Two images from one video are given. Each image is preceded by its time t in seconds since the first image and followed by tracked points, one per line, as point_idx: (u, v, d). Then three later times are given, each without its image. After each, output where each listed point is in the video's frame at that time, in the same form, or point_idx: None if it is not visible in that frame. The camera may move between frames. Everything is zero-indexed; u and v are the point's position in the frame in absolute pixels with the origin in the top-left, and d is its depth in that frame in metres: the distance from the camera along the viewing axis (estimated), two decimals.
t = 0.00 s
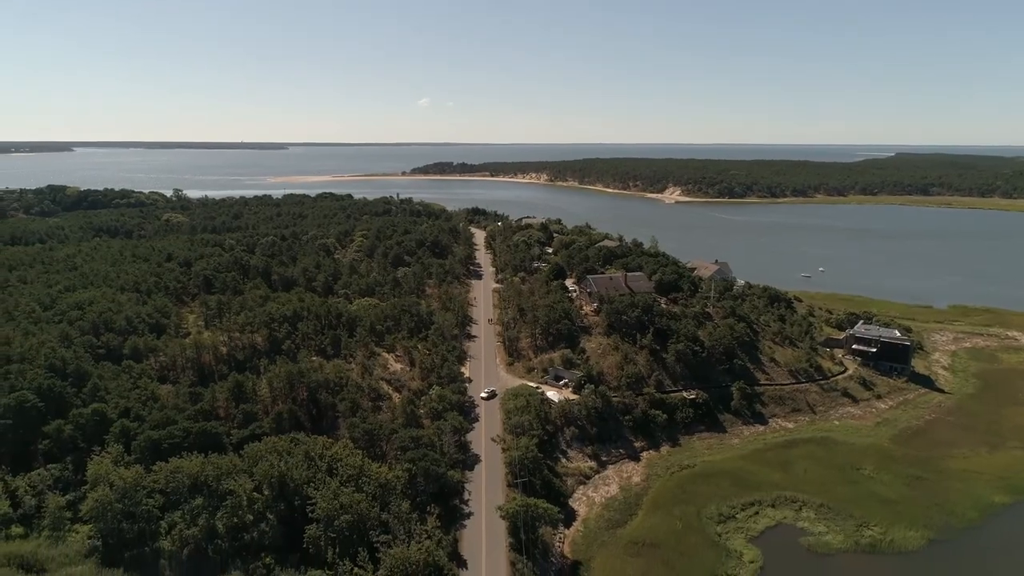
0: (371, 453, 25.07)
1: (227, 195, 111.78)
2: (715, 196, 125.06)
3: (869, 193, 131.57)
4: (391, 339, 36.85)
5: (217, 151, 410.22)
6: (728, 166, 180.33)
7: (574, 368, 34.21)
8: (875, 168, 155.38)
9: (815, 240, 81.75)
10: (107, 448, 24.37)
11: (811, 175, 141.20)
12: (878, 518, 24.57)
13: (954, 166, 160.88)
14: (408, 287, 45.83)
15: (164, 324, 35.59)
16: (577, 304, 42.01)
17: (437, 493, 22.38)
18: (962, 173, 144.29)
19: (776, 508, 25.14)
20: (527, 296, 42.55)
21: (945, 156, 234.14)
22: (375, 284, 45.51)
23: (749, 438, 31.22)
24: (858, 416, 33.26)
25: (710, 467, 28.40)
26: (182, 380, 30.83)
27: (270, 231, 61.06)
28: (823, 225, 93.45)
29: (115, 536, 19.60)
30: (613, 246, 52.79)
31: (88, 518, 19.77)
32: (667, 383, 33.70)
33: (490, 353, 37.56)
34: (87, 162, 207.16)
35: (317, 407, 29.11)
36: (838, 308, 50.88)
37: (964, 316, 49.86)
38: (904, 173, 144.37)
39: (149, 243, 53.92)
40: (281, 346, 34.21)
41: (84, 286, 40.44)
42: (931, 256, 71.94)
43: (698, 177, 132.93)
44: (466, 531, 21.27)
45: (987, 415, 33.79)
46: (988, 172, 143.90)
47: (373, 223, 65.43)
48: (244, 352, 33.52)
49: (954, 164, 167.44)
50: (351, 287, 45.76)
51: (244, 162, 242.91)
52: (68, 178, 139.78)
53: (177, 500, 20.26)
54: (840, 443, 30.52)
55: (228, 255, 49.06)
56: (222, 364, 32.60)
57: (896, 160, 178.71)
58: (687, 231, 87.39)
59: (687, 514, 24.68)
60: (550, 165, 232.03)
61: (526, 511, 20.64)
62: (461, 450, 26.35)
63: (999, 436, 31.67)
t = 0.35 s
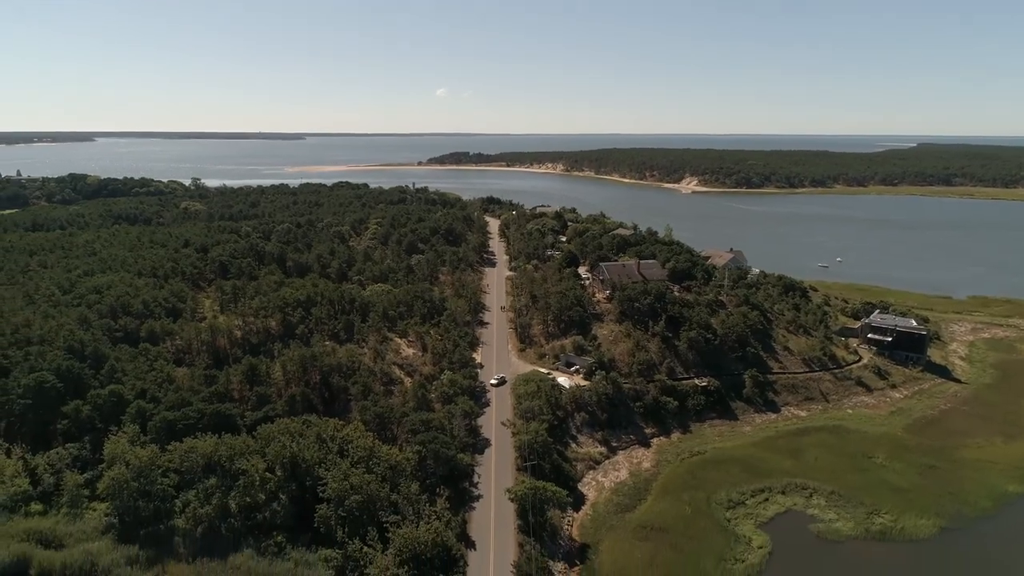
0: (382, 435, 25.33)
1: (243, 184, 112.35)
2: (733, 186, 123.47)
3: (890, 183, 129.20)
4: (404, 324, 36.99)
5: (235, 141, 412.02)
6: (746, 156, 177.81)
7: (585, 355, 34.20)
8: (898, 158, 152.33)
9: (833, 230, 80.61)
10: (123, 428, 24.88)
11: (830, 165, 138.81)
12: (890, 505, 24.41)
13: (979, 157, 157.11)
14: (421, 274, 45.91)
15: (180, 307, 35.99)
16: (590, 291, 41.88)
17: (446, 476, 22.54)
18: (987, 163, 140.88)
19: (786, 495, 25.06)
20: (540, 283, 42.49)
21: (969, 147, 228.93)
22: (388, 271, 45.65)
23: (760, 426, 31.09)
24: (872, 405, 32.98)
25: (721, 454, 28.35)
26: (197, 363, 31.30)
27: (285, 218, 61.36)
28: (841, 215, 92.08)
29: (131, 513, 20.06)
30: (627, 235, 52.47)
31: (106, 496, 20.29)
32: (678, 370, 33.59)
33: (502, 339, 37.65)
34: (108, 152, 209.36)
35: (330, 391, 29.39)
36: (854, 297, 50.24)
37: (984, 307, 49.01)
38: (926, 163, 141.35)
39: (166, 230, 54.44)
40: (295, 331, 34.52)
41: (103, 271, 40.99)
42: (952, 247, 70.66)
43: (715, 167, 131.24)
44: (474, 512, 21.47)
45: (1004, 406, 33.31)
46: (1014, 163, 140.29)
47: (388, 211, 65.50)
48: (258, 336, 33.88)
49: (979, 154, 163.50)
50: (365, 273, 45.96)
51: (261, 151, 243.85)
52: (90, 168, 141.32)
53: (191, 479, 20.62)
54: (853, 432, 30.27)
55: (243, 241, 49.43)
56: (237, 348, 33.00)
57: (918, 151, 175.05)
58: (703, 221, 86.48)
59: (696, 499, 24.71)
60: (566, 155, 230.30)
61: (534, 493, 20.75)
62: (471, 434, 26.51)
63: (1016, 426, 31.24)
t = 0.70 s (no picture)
0: (391, 419, 25.54)
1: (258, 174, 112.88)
2: (748, 177, 121.91)
3: (909, 174, 126.99)
4: (414, 311, 37.07)
5: (248, 131, 413.34)
6: (762, 147, 175.45)
7: (595, 342, 34.16)
8: (917, 149, 149.53)
9: (848, 221, 79.58)
10: (137, 410, 25.31)
11: (848, 156, 136.58)
12: (899, 494, 24.27)
13: (1002, 148, 153.62)
14: (432, 262, 45.92)
15: (194, 292, 36.22)
16: (601, 280, 41.74)
17: (455, 460, 22.64)
18: (1010, 154, 137.75)
19: (795, 483, 25.01)
20: (551, 271, 42.39)
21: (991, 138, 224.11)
22: (400, 258, 45.70)
23: (770, 414, 30.95)
24: (884, 395, 32.72)
25: (730, 441, 28.31)
26: (210, 347, 31.64)
27: (298, 207, 61.56)
28: (857, 206, 90.79)
29: (145, 493, 20.46)
30: (639, 223, 52.15)
31: (121, 476, 20.65)
32: (688, 358, 33.48)
33: (512, 327, 37.69)
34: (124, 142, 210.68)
35: (340, 376, 29.59)
36: (868, 287, 49.65)
37: (1001, 298, 48.21)
38: (947, 154, 138.60)
39: (180, 217, 54.88)
40: (306, 316, 34.73)
41: (118, 257, 41.42)
42: (970, 238, 69.46)
43: (730, 157, 129.71)
44: (482, 495, 21.61)
45: (1020, 396, 32.87)
46: None
47: (400, 200, 65.46)
48: (271, 321, 34.14)
49: (1001, 146, 159.94)
50: (377, 260, 46.07)
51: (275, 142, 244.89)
52: (107, 158, 142.41)
53: (203, 460, 20.97)
54: (864, 421, 30.02)
55: (257, 228, 49.67)
56: (249, 333, 33.29)
57: (939, 141, 171.72)
58: (716, 211, 85.70)
59: (704, 486, 24.72)
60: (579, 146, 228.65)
61: (541, 478, 20.84)
62: (480, 419, 26.62)
63: None
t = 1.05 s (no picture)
0: (401, 402, 25.73)
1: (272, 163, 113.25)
2: (765, 167, 120.25)
3: (929, 164, 124.60)
4: (425, 297, 37.13)
5: (263, 119, 414.54)
6: (780, 137, 172.84)
7: (606, 329, 34.10)
8: (939, 139, 146.34)
9: (865, 211, 78.44)
10: (152, 391, 25.72)
11: (867, 145, 134.16)
12: (910, 481, 24.11)
13: None
14: (445, 249, 45.87)
15: (209, 277, 36.49)
16: (612, 267, 41.54)
17: (463, 443, 22.77)
18: None
19: (805, 470, 24.92)
20: (563, 258, 42.24)
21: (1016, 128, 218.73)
22: (412, 245, 45.69)
23: (780, 401, 30.82)
24: (896, 383, 32.44)
25: (739, 427, 28.22)
26: (223, 330, 31.94)
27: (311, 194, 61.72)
28: (875, 196, 89.39)
29: (158, 472, 20.80)
30: (652, 211, 51.73)
31: (135, 456, 21.00)
32: (699, 345, 33.35)
33: (523, 313, 37.70)
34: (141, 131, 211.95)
35: (352, 360, 29.77)
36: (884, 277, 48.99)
37: (1021, 288, 47.37)
38: (969, 144, 135.60)
39: (195, 204, 55.29)
40: (318, 301, 34.88)
41: (135, 242, 41.83)
42: (991, 229, 68.19)
43: (746, 147, 128.00)
44: (490, 478, 21.75)
45: None
46: None
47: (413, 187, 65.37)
48: (283, 306, 34.35)
49: None
50: (389, 247, 46.12)
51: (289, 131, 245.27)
52: (125, 147, 143.39)
53: (216, 441, 21.28)
54: (876, 409, 29.75)
55: (271, 215, 49.89)
56: (262, 317, 33.55)
57: (962, 131, 168.02)
58: (731, 200, 84.82)
59: (712, 471, 24.71)
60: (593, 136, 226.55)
61: (548, 461, 20.94)
62: (489, 403, 26.73)
63: None
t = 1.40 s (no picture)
0: (410, 386, 25.89)
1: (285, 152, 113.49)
2: (780, 157, 118.67)
3: (948, 155, 122.32)
4: (435, 283, 37.11)
5: (274, 107, 414.65)
6: (796, 126, 170.18)
7: (615, 316, 33.99)
8: (960, 129, 143.38)
9: (881, 201, 77.36)
10: (164, 373, 26.04)
11: (885, 135, 131.82)
12: (919, 469, 23.95)
13: None
14: (456, 237, 45.77)
15: (221, 261, 36.66)
16: (623, 254, 41.31)
17: (471, 426, 22.87)
18: None
19: (813, 456, 24.83)
20: (573, 245, 42.05)
21: None
22: (423, 233, 45.65)
23: (790, 389, 30.67)
24: (908, 372, 32.15)
25: (748, 414, 28.14)
26: (234, 314, 32.19)
27: (323, 182, 61.73)
28: (892, 186, 88.04)
29: (170, 452, 21.09)
30: (664, 199, 51.30)
31: (148, 436, 21.33)
32: (709, 332, 33.19)
33: (533, 300, 37.66)
34: (155, 121, 213.06)
35: (361, 345, 29.89)
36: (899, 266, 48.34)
37: None
38: (992, 135, 132.70)
39: (208, 191, 55.60)
40: (329, 286, 34.95)
41: (148, 227, 42.15)
42: (1011, 219, 66.97)
43: (761, 136, 126.30)
44: (497, 460, 21.85)
45: None
46: None
47: (425, 175, 65.17)
48: (294, 290, 34.46)
49: None
50: (400, 234, 46.11)
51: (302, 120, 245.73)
52: (140, 136, 144.42)
53: (226, 422, 21.56)
54: (887, 397, 29.50)
55: (283, 201, 49.99)
56: (273, 301, 33.71)
57: (983, 121, 164.64)
58: (745, 190, 83.91)
59: (720, 457, 24.68)
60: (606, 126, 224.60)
61: (554, 444, 21.02)
62: (497, 388, 26.80)
63: None
